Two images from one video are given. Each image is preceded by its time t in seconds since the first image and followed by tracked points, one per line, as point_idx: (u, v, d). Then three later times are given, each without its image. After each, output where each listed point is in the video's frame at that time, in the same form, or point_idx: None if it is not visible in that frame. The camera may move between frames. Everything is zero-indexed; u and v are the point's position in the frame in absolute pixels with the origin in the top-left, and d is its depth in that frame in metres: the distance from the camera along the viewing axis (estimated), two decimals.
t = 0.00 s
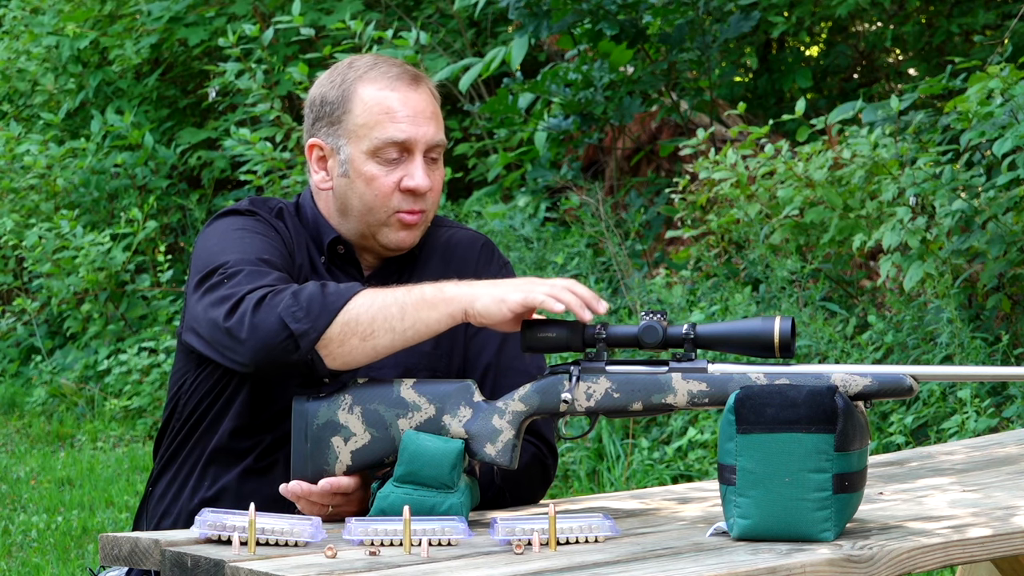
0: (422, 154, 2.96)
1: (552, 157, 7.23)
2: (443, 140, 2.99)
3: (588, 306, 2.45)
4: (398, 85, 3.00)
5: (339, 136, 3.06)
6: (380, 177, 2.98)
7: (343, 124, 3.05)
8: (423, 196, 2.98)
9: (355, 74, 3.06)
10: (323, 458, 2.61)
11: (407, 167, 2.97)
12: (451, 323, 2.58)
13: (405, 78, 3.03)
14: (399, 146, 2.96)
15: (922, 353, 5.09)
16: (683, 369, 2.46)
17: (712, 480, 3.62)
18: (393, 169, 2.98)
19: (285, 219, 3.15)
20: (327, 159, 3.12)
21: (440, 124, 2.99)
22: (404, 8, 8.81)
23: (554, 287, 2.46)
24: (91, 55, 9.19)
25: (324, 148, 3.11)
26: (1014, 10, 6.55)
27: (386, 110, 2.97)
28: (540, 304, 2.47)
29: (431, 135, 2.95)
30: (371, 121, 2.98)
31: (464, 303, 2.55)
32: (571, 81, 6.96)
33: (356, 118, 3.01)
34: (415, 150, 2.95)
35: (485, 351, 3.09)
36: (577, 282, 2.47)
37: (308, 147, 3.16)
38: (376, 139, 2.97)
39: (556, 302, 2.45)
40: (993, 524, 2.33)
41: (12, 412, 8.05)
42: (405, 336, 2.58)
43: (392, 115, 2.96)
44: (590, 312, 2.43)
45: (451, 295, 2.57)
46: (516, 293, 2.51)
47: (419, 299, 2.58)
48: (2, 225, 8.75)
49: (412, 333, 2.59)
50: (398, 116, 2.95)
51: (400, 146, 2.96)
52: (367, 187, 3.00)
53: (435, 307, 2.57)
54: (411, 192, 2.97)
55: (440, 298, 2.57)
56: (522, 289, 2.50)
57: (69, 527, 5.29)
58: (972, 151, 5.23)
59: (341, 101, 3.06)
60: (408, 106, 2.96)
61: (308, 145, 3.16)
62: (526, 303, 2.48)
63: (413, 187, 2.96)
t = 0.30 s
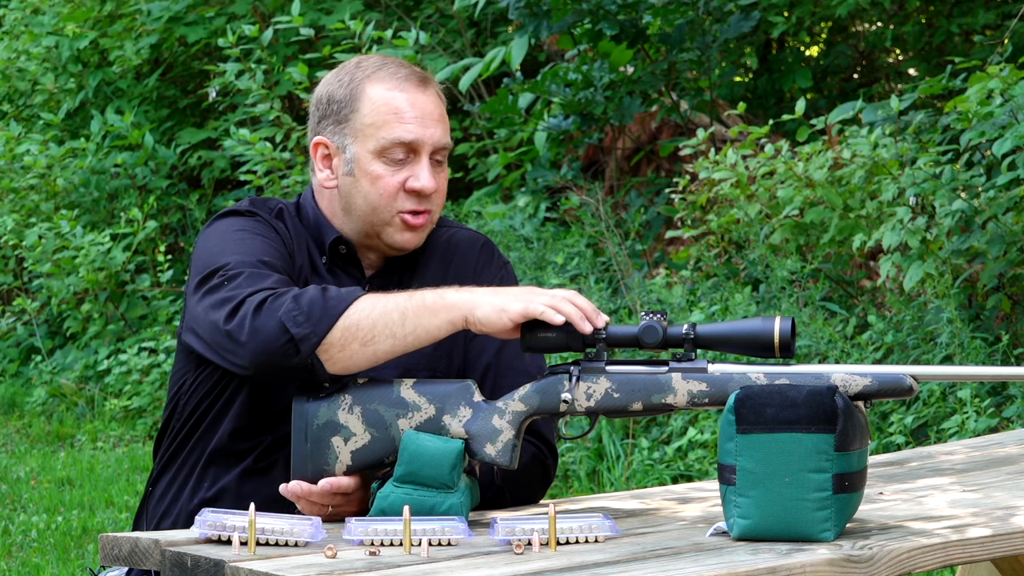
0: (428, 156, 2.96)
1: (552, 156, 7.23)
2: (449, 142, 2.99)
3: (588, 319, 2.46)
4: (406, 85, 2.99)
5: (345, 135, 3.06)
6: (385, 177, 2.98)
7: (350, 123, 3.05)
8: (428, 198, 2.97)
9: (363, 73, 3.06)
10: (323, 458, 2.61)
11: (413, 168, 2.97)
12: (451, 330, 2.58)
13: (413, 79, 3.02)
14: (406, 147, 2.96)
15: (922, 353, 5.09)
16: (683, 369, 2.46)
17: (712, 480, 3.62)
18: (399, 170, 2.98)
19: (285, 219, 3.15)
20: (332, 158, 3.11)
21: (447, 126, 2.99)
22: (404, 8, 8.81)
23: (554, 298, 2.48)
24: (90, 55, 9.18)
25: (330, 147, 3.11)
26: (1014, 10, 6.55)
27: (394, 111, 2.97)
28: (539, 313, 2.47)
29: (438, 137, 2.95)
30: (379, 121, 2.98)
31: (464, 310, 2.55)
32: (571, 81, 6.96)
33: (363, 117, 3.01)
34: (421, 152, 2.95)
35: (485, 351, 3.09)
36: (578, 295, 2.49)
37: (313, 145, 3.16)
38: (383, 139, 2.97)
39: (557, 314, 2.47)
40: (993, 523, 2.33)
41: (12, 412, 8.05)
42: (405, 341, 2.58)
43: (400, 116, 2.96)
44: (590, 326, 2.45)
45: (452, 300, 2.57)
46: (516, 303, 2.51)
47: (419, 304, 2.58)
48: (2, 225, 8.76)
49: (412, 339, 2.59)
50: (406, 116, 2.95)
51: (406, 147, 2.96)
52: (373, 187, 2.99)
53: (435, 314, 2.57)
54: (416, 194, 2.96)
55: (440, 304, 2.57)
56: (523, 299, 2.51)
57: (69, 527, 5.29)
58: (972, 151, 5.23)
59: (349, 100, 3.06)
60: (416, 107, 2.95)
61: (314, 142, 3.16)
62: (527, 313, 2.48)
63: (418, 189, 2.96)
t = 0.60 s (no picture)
0: (428, 151, 2.96)
1: (552, 156, 7.23)
2: (448, 138, 2.99)
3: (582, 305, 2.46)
4: (404, 82, 3.00)
5: (345, 132, 3.06)
6: (385, 173, 2.98)
7: (349, 120, 3.05)
8: (428, 194, 2.97)
9: (361, 71, 3.06)
10: (323, 458, 2.61)
11: (413, 164, 2.97)
12: (445, 326, 2.57)
13: (412, 76, 3.02)
14: (406, 142, 2.96)
15: (922, 353, 5.10)
16: (683, 369, 2.46)
17: (712, 479, 3.62)
18: (399, 166, 2.97)
19: (284, 219, 3.15)
20: (331, 156, 3.11)
21: (446, 122, 3.00)
22: (404, 8, 8.81)
23: (547, 288, 2.47)
24: (91, 55, 9.18)
25: (329, 145, 3.11)
26: (1015, 10, 6.55)
27: (393, 106, 2.97)
28: (533, 307, 2.46)
29: (437, 133, 2.95)
30: (378, 116, 2.98)
31: (457, 306, 2.54)
32: (571, 81, 6.96)
33: (362, 114, 3.01)
34: (421, 147, 2.95)
35: (485, 351, 3.09)
36: (569, 281, 2.47)
37: (312, 145, 3.16)
38: (382, 136, 2.97)
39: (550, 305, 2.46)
40: (993, 523, 2.33)
41: (12, 412, 8.05)
42: (399, 339, 2.58)
43: (398, 111, 2.96)
44: (584, 311, 2.45)
45: (444, 297, 2.56)
46: (509, 296, 2.50)
47: (412, 302, 2.57)
48: (2, 225, 8.76)
49: (406, 338, 2.58)
50: (404, 112, 2.95)
51: (406, 143, 2.95)
52: (373, 184, 2.99)
53: (428, 311, 2.56)
54: (417, 190, 2.96)
55: (433, 302, 2.56)
56: (516, 291, 2.50)
57: (69, 527, 5.29)
58: (972, 151, 5.22)
59: (348, 97, 3.06)
60: (415, 103, 2.96)
61: (313, 141, 3.15)
62: (520, 306, 2.47)
63: (419, 185, 2.96)
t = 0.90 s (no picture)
0: (427, 151, 2.97)
1: (552, 157, 7.23)
2: (448, 138, 2.99)
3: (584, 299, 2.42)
4: (404, 82, 2.99)
5: (344, 131, 3.06)
6: (384, 172, 2.98)
7: (349, 119, 3.05)
8: (427, 194, 2.97)
9: (361, 71, 3.06)
10: (323, 458, 2.61)
11: (412, 164, 2.97)
12: (447, 324, 2.56)
13: (412, 76, 3.02)
14: (405, 142, 2.96)
15: (922, 353, 5.10)
16: (683, 369, 2.46)
17: (712, 480, 3.62)
18: (399, 166, 2.98)
19: (284, 219, 3.14)
20: (331, 155, 3.11)
21: (446, 122, 3.00)
22: (403, 8, 8.81)
23: (547, 284, 2.44)
24: (91, 55, 9.18)
25: (329, 144, 3.11)
26: (1015, 10, 6.56)
27: (393, 106, 2.97)
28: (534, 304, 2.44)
29: (437, 133, 2.96)
30: (378, 116, 2.98)
31: (459, 304, 2.53)
32: (571, 81, 6.96)
33: (362, 113, 3.01)
34: (420, 147, 2.95)
35: (485, 351, 3.10)
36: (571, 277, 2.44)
37: (311, 143, 3.16)
38: (382, 135, 2.97)
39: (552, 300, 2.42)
40: (993, 523, 2.33)
41: (12, 412, 8.05)
42: (400, 339, 2.58)
43: (398, 111, 2.96)
44: (586, 305, 2.40)
45: (445, 296, 2.55)
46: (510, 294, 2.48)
47: (413, 301, 2.56)
48: (3, 225, 8.77)
49: (407, 336, 2.58)
50: (404, 112, 2.95)
51: (406, 143, 2.96)
52: (372, 183, 2.99)
53: (430, 310, 2.55)
54: (416, 189, 2.96)
55: (434, 300, 2.55)
56: (517, 289, 2.47)
57: (69, 527, 5.29)
58: (972, 151, 5.22)
59: (347, 97, 3.06)
60: (414, 103, 2.96)
61: (312, 140, 3.15)
62: (521, 303, 2.45)
63: (418, 184, 2.96)
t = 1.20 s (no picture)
0: (432, 152, 2.97)
1: (552, 156, 7.23)
2: (452, 140, 2.99)
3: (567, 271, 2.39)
4: (410, 83, 3.00)
5: (349, 131, 3.06)
6: (388, 172, 2.98)
7: (354, 119, 3.05)
8: (430, 195, 2.97)
9: (367, 71, 3.06)
10: (323, 458, 2.61)
11: (416, 165, 2.97)
12: (434, 316, 2.52)
13: (418, 77, 3.03)
14: (410, 143, 2.96)
15: (922, 353, 5.10)
16: (683, 369, 2.46)
17: (712, 480, 3.62)
18: (403, 166, 2.97)
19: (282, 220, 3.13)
20: (335, 154, 3.12)
21: (450, 124, 3.01)
22: (404, 8, 8.81)
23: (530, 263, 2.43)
24: (90, 55, 9.17)
25: (333, 143, 3.11)
26: (1015, 10, 6.56)
27: (398, 106, 2.97)
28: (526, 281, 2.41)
29: (441, 135, 2.96)
30: (383, 116, 2.98)
31: (444, 294, 2.49)
32: (571, 81, 6.96)
33: (368, 113, 3.01)
34: (425, 148, 2.96)
35: (485, 351, 3.10)
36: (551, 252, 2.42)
37: (316, 142, 3.17)
38: (387, 135, 2.97)
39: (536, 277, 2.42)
40: (993, 523, 2.33)
41: (12, 412, 8.05)
42: (388, 334, 2.54)
43: (404, 112, 2.96)
44: (570, 276, 2.37)
45: (430, 288, 2.51)
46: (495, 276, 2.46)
47: (399, 295, 2.52)
48: (2, 224, 8.77)
49: (395, 331, 2.53)
50: (410, 112, 2.95)
51: (410, 143, 2.96)
52: (375, 183, 2.99)
53: (416, 303, 2.52)
54: (420, 190, 2.96)
55: (419, 293, 2.52)
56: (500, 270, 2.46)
57: (70, 527, 5.29)
58: (972, 151, 5.22)
59: (353, 96, 3.06)
60: (420, 104, 2.96)
61: (316, 138, 3.16)
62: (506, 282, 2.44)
63: (421, 185, 2.96)
